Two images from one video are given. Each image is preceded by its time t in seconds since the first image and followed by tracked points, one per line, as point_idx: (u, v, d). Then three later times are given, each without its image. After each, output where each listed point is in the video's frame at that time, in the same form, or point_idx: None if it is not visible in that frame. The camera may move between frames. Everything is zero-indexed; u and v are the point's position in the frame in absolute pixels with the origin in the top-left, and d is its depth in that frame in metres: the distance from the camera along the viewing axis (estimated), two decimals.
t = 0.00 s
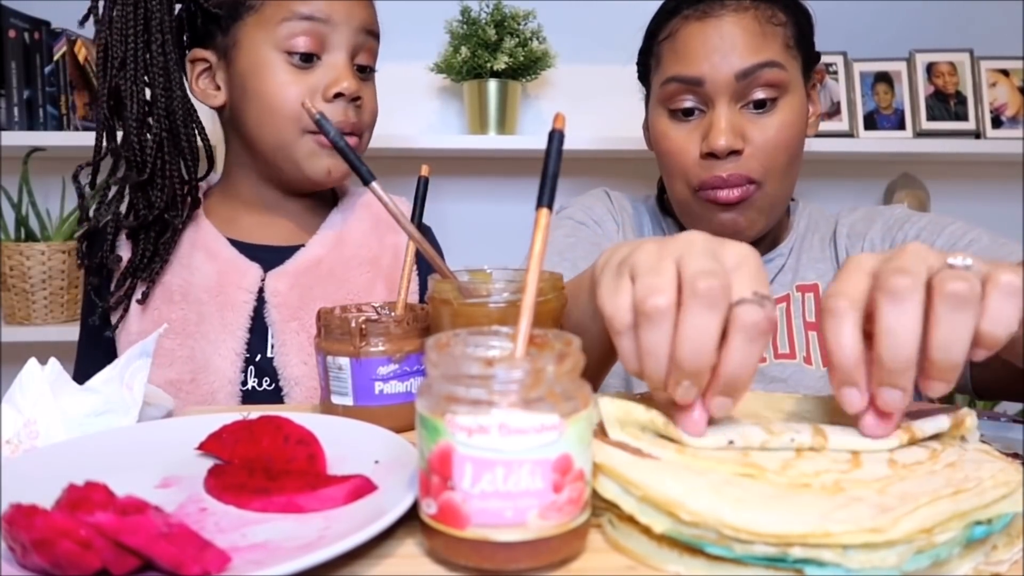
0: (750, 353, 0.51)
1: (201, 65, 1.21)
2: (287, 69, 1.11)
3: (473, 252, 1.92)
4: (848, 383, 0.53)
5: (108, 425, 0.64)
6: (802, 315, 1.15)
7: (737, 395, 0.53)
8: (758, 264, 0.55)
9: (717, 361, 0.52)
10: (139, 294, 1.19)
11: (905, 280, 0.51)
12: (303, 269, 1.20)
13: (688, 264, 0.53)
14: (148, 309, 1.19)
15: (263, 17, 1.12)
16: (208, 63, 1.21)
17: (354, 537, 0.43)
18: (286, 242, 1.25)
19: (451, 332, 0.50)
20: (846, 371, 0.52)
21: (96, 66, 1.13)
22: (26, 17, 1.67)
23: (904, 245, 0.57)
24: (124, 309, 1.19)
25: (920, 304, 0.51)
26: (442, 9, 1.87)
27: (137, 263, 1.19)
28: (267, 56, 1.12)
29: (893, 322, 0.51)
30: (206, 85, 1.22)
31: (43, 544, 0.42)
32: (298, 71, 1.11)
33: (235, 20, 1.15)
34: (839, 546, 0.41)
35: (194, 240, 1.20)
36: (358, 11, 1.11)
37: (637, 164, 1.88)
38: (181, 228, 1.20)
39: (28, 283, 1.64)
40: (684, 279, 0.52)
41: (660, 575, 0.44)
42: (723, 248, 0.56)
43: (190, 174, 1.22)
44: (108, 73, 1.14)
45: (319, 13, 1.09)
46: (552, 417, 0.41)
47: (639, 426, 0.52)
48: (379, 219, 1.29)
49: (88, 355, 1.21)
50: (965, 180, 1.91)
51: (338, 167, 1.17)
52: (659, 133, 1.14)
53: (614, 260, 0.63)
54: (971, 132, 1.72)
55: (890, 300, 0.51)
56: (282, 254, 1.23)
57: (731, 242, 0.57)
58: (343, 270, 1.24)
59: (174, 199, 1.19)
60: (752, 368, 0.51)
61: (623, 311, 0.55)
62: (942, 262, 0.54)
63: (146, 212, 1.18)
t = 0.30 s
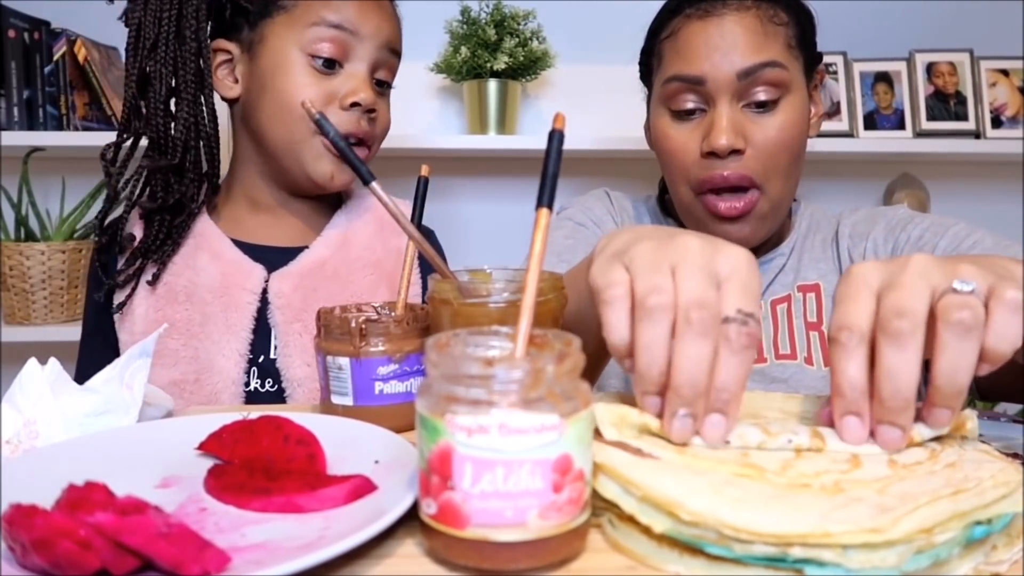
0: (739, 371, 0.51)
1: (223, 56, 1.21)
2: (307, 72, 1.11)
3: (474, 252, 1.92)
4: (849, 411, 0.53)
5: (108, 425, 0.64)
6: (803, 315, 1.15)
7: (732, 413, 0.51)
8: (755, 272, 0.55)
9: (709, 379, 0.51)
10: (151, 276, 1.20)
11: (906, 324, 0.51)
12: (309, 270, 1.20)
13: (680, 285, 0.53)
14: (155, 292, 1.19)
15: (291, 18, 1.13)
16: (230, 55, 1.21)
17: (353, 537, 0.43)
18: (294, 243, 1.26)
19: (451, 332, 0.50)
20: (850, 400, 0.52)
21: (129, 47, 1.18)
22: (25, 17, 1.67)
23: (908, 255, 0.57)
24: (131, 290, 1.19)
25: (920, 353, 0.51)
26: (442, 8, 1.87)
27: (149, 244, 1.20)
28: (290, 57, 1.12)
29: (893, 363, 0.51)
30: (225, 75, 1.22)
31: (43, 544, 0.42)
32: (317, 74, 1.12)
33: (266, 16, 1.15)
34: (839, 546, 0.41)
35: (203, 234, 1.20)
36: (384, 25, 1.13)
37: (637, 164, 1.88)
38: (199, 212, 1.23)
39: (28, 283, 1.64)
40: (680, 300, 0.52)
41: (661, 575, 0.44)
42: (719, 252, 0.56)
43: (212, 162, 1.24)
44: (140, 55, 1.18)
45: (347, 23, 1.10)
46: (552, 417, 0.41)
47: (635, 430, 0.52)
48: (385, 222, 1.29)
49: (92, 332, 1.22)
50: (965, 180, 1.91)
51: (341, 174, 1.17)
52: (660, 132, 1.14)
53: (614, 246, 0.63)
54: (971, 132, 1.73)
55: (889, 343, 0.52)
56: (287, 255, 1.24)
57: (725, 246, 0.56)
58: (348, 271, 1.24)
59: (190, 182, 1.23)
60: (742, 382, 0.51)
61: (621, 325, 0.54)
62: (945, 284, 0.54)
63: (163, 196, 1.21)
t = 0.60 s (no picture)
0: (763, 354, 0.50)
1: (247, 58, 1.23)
2: (338, 72, 1.15)
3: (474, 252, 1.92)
4: (858, 388, 0.51)
5: (108, 425, 0.64)
6: (803, 315, 1.15)
7: (750, 396, 0.51)
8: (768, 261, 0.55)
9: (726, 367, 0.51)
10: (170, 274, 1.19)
11: (931, 312, 0.50)
12: (324, 271, 1.20)
13: (693, 278, 0.52)
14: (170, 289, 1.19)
15: (320, 19, 1.16)
16: (257, 56, 1.23)
17: (354, 537, 0.43)
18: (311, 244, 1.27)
19: (451, 332, 0.50)
20: (858, 375, 0.51)
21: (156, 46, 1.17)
22: (26, 17, 1.67)
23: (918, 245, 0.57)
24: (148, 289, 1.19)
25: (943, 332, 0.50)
26: (442, 9, 1.87)
27: (168, 242, 1.19)
28: (321, 56, 1.15)
29: (912, 348, 0.50)
30: (252, 76, 1.24)
31: (43, 544, 0.42)
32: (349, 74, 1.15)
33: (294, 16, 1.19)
34: (839, 546, 0.41)
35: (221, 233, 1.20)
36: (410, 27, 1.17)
37: (637, 164, 1.88)
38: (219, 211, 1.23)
39: (28, 283, 1.64)
40: (692, 290, 0.52)
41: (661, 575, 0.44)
42: (730, 249, 0.56)
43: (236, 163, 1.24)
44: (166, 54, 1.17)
45: (376, 24, 1.14)
46: (552, 417, 0.41)
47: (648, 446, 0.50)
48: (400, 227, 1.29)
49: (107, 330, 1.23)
50: (965, 180, 1.91)
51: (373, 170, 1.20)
52: (663, 131, 1.14)
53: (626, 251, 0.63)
54: (972, 132, 1.73)
55: (911, 329, 0.50)
56: (303, 255, 1.24)
57: (738, 241, 0.57)
58: (360, 274, 1.24)
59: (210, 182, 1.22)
60: (763, 368, 0.50)
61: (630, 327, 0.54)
62: (963, 273, 0.53)
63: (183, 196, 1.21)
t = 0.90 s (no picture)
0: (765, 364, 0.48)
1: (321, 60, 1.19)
2: (417, 71, 1.16)
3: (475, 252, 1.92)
4: (861, 414, 0.49)
5: (108, 425, 0.64)
6: (803, 316, 1.14)
7: (753, 419, 0.49)
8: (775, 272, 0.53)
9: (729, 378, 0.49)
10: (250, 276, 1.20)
11: (922, 316, 0.48)
12: (370, 280, 1.19)
13: (701, 281, 0.51)
14: (235, 290, 1.20)
15: (395, 18, 1.16)
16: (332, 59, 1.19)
17: (353, 537, 0.43)
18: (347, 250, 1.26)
19: (451, 332, 0.50)
20: (861, 402, 0.49)
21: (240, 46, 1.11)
22: (25, 17, 1.67)
23: (915, 246, 0.55)
24: (218, 288, 1.20)
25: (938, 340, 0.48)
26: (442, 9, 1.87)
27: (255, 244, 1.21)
28: (399, 55, 1.16)
29: (907, 356, 0.48)
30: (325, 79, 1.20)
31: (43, 544, 0.42)
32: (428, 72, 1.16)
33: (373, 16, 1.16)
34: (838, 547, 0.41)
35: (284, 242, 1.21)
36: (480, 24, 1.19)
37: (636, 164, 1.88)
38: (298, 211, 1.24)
39: (28, 283, 1.64)
40: (701, 292, 0.50)
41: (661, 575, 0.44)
42: (740, 252, 0.54)
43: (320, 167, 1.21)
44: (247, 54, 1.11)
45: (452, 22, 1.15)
46: (552, 417, 0.41)
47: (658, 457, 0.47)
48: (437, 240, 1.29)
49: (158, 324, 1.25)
50: (965, 180, 1.91)
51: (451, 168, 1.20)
52: (664, 132, 1.14)
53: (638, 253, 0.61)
54: (972, 132, 1.73)
55: (904, 334, 0.49)
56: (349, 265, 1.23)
57: (745, 246, 0.55)
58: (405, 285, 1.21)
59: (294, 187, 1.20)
60: (763, 387, 0.49)
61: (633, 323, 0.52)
62: (959, 275, 0.52)
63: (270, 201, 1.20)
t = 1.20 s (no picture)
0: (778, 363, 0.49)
1: (337, 59, 1.21)
2: (430, 80, 1.18)
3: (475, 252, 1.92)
4: (870, 391, 0.49)
5: (108, 425, 0.64)
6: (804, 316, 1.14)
7: (775, 398, 0.49)
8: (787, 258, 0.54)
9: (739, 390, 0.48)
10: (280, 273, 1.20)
11: (938, 324, 0.48)
12: (379, 281, 1.19)
13: (707, 286, 0.50)
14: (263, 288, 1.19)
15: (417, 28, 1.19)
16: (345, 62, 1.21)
17: (354, 537, 0.43)
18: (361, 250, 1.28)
19: (451, 332, 0.49)
20: (869, 378, 0.49)
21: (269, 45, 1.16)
22: (26, 17, 1.67)
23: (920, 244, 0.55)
24: (247, 285, 1.19)
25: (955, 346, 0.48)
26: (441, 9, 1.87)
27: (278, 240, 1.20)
28: (415, 63, 1.18)
29: (925, 366, 0.48)
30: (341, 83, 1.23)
31: (43, 544, 0.42)
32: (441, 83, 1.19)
33: (394, 22, 1.20)
34: (839, 547, 0.41)
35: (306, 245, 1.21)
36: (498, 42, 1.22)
37: (636, 164, 1.88)
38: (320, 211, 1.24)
39: (28, 283, 1.64)
40: (705, 307, 0.50)
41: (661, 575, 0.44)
42: (751, 250, 0.53)
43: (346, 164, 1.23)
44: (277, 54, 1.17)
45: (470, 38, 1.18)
46: (552, 417, 0.41)
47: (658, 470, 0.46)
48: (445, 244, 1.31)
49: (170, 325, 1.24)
50: (966, 180, 1.91)
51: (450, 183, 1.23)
52: (666, 134, 1.14)
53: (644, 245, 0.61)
54: (972, 132, 1.73)
55: (921, 343, 0.49)
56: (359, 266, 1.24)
57: (758, 245, 0.54)
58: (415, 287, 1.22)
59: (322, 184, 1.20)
60: (788, 369, 0.49)
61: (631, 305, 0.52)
62: (971, 273, 0.52)
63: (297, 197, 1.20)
